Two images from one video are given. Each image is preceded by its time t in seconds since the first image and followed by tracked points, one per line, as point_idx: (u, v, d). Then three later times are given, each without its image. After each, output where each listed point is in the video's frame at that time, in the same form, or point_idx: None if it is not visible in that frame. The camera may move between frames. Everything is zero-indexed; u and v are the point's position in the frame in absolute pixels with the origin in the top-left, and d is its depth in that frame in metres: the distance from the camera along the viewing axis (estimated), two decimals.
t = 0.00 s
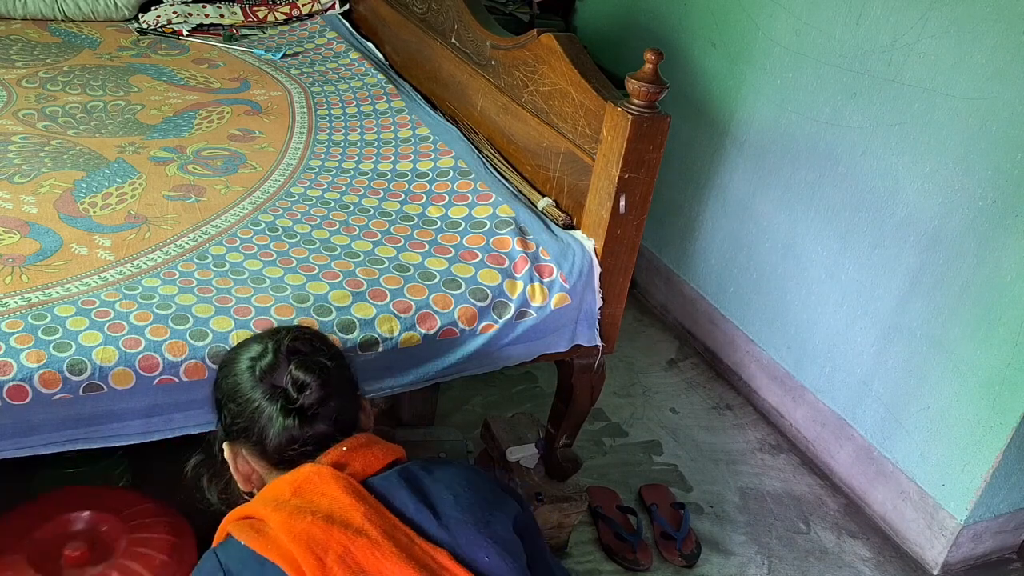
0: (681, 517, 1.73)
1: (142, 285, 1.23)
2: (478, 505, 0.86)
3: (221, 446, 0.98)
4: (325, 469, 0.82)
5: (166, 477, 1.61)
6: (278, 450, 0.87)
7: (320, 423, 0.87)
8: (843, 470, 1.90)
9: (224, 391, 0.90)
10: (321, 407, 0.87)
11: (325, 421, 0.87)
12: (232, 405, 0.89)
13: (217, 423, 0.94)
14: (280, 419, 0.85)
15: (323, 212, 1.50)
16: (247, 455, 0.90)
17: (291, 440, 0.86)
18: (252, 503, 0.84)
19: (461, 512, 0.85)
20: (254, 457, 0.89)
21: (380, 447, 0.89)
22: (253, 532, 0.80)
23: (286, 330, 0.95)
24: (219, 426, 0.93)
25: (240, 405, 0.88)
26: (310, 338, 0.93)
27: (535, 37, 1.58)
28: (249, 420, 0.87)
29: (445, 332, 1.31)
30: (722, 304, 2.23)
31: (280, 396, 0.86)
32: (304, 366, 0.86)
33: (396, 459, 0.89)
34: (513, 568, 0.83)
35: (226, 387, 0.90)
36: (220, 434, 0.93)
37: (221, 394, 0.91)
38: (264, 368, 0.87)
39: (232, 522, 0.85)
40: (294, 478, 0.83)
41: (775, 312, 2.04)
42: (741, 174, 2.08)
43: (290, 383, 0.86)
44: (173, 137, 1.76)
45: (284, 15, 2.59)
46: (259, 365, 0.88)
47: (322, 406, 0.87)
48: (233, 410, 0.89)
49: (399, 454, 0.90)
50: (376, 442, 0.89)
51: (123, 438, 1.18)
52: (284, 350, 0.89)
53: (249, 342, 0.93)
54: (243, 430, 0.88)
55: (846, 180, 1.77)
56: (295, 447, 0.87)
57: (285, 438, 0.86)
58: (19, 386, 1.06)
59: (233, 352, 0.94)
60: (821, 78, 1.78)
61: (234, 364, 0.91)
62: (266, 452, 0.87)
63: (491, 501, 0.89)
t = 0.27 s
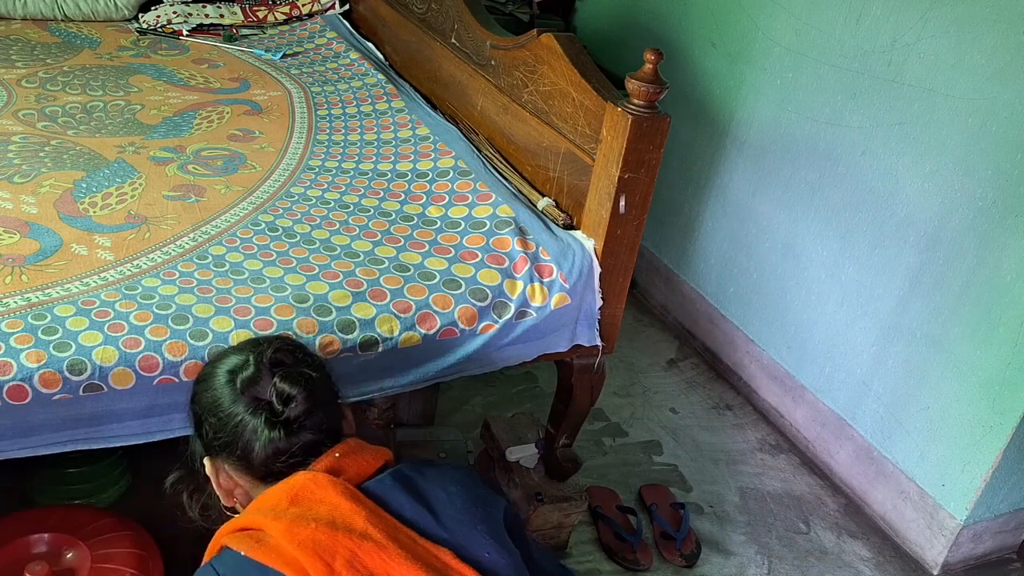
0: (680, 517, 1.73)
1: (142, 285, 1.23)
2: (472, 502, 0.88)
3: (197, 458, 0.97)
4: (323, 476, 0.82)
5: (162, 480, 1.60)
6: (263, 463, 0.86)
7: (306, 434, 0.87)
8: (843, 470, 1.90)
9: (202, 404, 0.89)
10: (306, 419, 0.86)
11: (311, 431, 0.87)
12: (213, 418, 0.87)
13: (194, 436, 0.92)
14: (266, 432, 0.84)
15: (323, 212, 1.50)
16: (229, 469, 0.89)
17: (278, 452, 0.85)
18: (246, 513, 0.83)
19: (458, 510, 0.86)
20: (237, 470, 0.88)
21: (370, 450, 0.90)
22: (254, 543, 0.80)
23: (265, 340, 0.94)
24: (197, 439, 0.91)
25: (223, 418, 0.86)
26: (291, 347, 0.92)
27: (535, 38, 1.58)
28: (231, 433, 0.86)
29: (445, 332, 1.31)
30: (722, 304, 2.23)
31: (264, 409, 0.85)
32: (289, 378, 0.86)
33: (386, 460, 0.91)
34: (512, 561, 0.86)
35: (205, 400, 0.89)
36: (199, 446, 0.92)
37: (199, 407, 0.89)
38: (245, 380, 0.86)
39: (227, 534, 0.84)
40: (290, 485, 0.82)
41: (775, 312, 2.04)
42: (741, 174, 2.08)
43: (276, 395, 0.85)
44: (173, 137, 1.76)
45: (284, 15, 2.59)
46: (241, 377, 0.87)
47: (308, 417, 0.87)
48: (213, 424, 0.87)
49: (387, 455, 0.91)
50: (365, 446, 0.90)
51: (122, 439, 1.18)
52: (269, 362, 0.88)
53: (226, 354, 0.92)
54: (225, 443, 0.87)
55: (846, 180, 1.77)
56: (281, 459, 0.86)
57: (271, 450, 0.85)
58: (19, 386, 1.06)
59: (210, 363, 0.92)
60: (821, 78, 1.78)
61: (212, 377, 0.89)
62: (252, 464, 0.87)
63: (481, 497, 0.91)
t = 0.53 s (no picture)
0: (681, 517, 1.73)
1: (142, 285, 1.23)
2: (476, 507, 0.90)
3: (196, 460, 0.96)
4: (329, 484, 0.82)
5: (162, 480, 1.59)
6: (265, 470, 0.86)
7: (308, 440, 0.86)
8: (843, 470, 1.90)
9: (202, 408, 0.89)
10: (309, 426, 0.86)
11: (314, 438, 0.87)
12: (213, 423, 0.87)
13: (193, 440, 0.92)
14: (269, 439, 0.84)
15: (323, 211, 1.50)
16: (230, 474, 0.89)
17: (280, 459, 0.85)
18: (252, 524, 0.82)
19: (464, 515, 0.88)
20: (238, 476, 0.88)
21: (374, 456, 0.90)
22: (263, 555, 0.79)
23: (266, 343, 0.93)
24: (197, 443, 0.91)
25: (224, 423, 0.86)
26: (292, 352, 0.91)
27: (535, 38, 1.58)
28: (232, 439, 0.86)
29: (445, 332, 1.31)
30: (722, 304, 2.23)
31: (266, 415, 0.85)
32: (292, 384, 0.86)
33: (389, 464, 0.91)
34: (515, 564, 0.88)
35: (205, 405, 0.88)
36: (198, 450, 0.91)
37: (199, 411, 0.89)
38: (247, 386, 0.86)
39: (234, 545, 0.83)
40: (297, 495, 0.82)
41: (775, 312, 2.04)
42: (741, 174, 2.08)
43: (279, 402, 0.85)
44: (173, 137, 1.76)
45: (284, 15, 2.59)
46: (243, 383, 0.86)
47: (311, 424, 0.86)
48: (214, 429, 0.87)
49: (389, 459, 0.92)
50: (368, 453, 0.91)
51: (122, 438, 1.18)
52: (270, 367, 0.87)
53: (227, 357, 0.91)
54: (226, 448, 0.86)
55: (846, 180, 1.77)
56: (283, 465, 0.86)
57: (273, 457, 0.85)
58: (19, 386, 1.06)
59: (210, 366, 0.92)
60: (821, 78, 1.78)
61: (212, 380, 0.89)
62: (253, 470, 0.87)
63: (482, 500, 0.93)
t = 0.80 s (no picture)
0: (681, 517, 1.73)
1: (142, 285, 1.23)
2: (472, 505, 0.89)
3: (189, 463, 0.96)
4: (320, 487, 0.82)
5: (158, 481, 1.58)
6: (255, 474, 0.86)
7: (298, 445, 0.86)
8: (843, 470, 1.90)
9: (191, 412, 0.88)
10: (298, 430, 0.86)
11: (304, 442, 0.87)
12: (202, 428, 0.87)
13: (184, 443, 0.92)
14: (257, 443, 0.84)
15: (323, 212, 1.50)
16: (221, 477, 0.89)
17: (269, 463, 0.85)
18: (242, 529, 0.82)
19: (459, 515, 0.87)
20: (229, 479, 0.88)
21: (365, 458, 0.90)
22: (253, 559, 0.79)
23: (255, 346, 0.93)
24: (187, 447, 0.91)
25: (213, 428, 0.86)
26: (282, 355, 0.91)
27: (535, 38, 1.58)
28: (221, 443, 0.86)
29: (445, 332, 1.31)
30: (722, 304, 2.23)
31: (255, 419, 0.84)
32: (280, 389, 0.85)
33: (380, 467, 0.91)
34: (515, 562, 0.86)
35: (193, 409, 0.88)
36: (189, 453, 0.91)
37: (188, 415, 0.89)
38: (235, 390, 0.86)
39: (224, 550, 0.83)
40: (287, 499, 0.82)
41: (775, 312, 2.04)
42: (741, 174, 2.08)
43: (267, 406, 0.84)
44: (173, 137, 1.76)
45: (284, 15, 2.59)
46: (231, 387, 0.86)
47: (300, 428, 0.86)
48: (203, 433, 0.87)
49: (380, 461, 0.91)
50: (359, 454, 0.90)
51: (123, 438, 1.18)
52: (259, 371, 0.87)
53: (215, 360, 0.91)
54: (215, 452, 0.86)
55: (846, 180, 1.77)
56: (273, 470, 0.86)
57: (263, 461, 0.85)
58: (19, 386, 1.06)
59: (199, 369, 0.92)
60: (821, 78, 1.78)
61: (201, 385, 0.89)
62: (243, 474, 0.87)
63: (481, 498, 0.93)
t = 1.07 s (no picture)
0: (681, 517, 1.73)
1: (142, 285, 1.23)
2: (467, 505, 0.91)
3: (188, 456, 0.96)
4: (316, 484, 0.82)
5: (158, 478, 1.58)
6: (253, 468, 0.86)
7: (296, 440, 0.86)
8: (843, 470, 1.90)
9: (192, 403, 0.88)
10: (296, 426, 0.86)
11: (302, 438, 0.86)
12: (202, 419, 0.87)
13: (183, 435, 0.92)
14: (255, 438, 0.84)
15: (323, 211, 1.50)
16: (218, 470, 0.89)
17: (267, 458, 0.85)
18: (239, 526, 0.82)
19: (456, 514, 0.88)
20: (226, 472, 0.88)
21: (363, 456, 0.90)
22: (251, 556, 0.79)
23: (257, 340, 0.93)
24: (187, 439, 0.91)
25: (212, 420, 0.86)
26: (284, 350, 0.91)
27: (535, 38, 1.58)
28: (220, 436, 0.86)
29: (445, 332, 1.31)
30: (722, 304, 2.23)
31: (254, 413, 0.84)
32: (280, 383, 0.85)
33: (378, 465, 0.91)
34: (507, 561, 0.89)
35: (194, 400, 0.88)
36: (188, 445, 0.91)
37: (189, 407, 0.89)
38: (236, 383, 0.86)
39: (222, 547, 0.83)
40: (283, 495, 0.82)
41: (775, 312, 2.04)
42: (741, 174, 2.08)
43: (266, 400, 0.84)
44: (173, 137, 1.76)
45: (284, 15, 2.59)
46: (232, 379, 0.86)
47: (299, 424, 0.86)
48: (202, 425, 0.87)
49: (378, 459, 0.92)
50: (357, 452, 0.90)
51: (124, 438, 1.18)
52: (260, 365, 0.87)
53: (217, 352, 0.91)
54: (214, 445, 0.86)
55: (846, 181, 1.77)
56: (270, 465, 0.86)
57: (260, 456, 0.85)
58: (19, 386, 1.06)
59: (201, 361, 0.92)
60: (821, 78, 1.78)
61: (202, 376, 0.89)
62: (240, 468, 0.86)
63: (474, 498, 0.94)
